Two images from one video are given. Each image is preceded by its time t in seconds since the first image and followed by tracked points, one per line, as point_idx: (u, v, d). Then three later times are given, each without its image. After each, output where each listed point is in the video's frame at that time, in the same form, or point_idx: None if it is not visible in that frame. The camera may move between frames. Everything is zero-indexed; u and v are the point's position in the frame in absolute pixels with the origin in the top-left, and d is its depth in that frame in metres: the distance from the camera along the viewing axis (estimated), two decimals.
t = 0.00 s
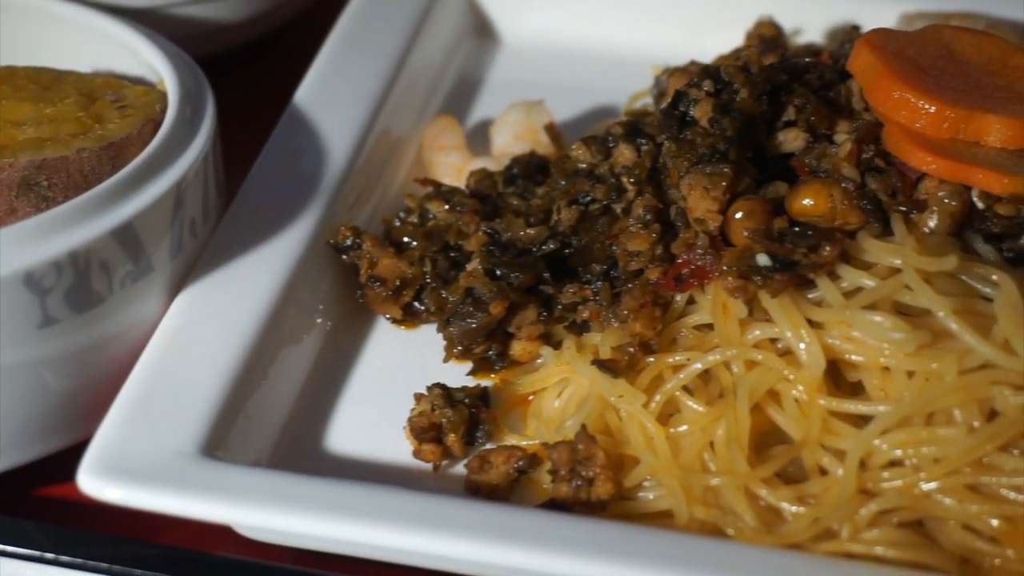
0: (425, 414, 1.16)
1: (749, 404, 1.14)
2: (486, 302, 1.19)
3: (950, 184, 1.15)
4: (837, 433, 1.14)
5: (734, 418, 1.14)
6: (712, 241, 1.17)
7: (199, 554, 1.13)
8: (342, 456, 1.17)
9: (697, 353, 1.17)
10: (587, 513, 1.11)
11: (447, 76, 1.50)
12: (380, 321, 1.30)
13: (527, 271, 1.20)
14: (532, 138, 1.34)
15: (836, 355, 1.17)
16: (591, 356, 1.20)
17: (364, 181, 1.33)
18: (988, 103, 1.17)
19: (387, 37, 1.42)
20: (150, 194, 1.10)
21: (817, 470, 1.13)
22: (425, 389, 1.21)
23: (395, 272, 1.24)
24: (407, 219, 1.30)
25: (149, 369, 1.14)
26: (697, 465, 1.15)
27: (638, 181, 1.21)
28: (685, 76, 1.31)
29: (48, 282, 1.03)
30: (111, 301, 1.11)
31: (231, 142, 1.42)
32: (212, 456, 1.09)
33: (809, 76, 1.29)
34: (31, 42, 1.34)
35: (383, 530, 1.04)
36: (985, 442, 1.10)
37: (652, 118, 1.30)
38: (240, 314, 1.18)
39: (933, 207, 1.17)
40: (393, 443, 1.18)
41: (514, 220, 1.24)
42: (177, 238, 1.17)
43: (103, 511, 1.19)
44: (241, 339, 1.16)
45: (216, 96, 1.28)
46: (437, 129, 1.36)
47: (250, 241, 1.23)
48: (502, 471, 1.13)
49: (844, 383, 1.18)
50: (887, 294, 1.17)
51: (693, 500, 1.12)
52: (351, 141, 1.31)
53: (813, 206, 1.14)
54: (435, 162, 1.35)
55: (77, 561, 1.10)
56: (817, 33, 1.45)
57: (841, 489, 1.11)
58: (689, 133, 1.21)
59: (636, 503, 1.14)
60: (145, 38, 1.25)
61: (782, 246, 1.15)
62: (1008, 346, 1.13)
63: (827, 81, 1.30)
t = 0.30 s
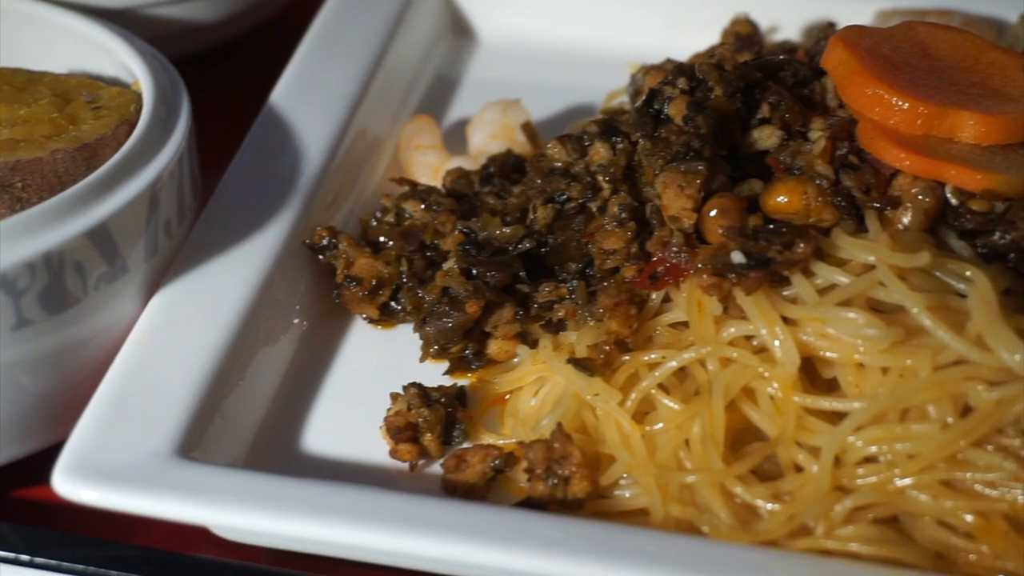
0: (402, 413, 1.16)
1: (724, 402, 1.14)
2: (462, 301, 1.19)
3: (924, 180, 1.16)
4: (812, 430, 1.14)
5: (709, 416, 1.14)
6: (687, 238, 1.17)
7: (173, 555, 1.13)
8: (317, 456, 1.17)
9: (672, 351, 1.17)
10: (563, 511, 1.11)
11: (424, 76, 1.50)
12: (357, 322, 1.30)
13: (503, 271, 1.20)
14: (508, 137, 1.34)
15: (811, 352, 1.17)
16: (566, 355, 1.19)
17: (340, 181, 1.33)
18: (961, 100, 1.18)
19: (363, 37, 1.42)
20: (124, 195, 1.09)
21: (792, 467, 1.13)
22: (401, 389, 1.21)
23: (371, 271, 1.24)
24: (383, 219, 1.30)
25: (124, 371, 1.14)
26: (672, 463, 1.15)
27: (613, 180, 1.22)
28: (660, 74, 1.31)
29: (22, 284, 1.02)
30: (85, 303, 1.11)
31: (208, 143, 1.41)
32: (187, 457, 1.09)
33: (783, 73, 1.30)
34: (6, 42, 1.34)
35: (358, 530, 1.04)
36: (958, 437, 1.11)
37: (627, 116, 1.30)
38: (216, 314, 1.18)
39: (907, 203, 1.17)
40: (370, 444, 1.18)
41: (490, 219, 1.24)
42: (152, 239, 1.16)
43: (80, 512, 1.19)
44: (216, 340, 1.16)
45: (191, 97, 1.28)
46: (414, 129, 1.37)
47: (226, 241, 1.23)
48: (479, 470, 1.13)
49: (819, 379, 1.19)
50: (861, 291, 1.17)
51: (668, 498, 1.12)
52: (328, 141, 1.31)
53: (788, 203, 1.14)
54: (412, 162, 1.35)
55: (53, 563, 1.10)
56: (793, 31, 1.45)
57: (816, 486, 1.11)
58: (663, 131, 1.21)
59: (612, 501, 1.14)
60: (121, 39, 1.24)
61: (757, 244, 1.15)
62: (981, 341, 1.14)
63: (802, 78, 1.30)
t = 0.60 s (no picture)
0: (380, 412, 1.15)
1: (702, 397, 1.14)
2: (441, 299, 1.19)
3: (901, 175, 1.16)
4: (789, 425, 1.14)
5: (687, 412, 1.14)
6: (665, 235, 1.17)
7: (152, 554, 1.13)
8: (297, 454, 1.17)
9: (651, 348, 1.18)
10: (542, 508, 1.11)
11: (404, 75, 1.50)
12: (337, 320, 1.30)
13: (482, 269, 1.20)
14: (488, 135, 1.34)
15: (790, 347, 1.17)
16: (545, 352, 1.19)
17: (320, 180, 1.33)
18: (939, 96, 1.18)
19: (343, 36, 1.42)
20: (101, 194, 1.09)
21: (770, 462, 1.13)
22: (380, 387, 1.21)
23: (350, 270, 1.23)
24: (363, 217, 1.29)
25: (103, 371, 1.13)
26: (651, 459, 1.15)
27: (592, 177, 1.22)
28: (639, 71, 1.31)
29: None
30: (63, 303, 1.11)
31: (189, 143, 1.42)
32: (165, 457, 1.08)
33: (761, 70, 1.30)
34: None
35: (335, 527, 1.04)
36: (935, 432, 1.11)
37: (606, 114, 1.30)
38: (194, 313, 1.17)
39: (885, 198, 1.17)
40: (350, 442, 1.18)
41: (469, 217, 1.24)
42: (130, 239, 1.16)
43: (59, 513, 1.19)
44: (195, 339, 1.16)
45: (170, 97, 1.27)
46: (394, 127, 1.36)
47: (205, 240, 1.23)
48: (458, 467, 1.14)
49: (797, 374, 1.19)
50: (838, 286, 1.17)
51: (647, 494, 1.12)
52: (307, 141, 1.31)
53: (766, 199, 1.15)
54: (392, 160, 1.35)
55: (32, 563, 1.10)
56: (773, 28, 1.46)
57: (794, 481, 1.11)
58: (641, 128, 1.21)
59: (591, 498, 1.14)
60: (100, 39, 1.24)
61: (735, 240, 1.15)
62: (958, 336, 1.14)
63: (780, 75, 1.30)
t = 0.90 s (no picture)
0: (356, 409, 1.16)
1: (676, 392, 1.15)
2: (416, 296, 1.19)
3: (875, 168, 1.16)
4: (763, 419, 1.14)
5: (661, 407, 1.15)
6: (639, 230, 1.17)
7: (128, 552, 1.13)
8: (272, 452, 1.17)
9: (625, 343, 1.18)
10: (517, 504, 1.11)
11: (382, 73, 1.50)
12: (313, 319, 1.30)
13: (457, 265, 1.20)
14: (464, 133, 1.34)
15: (763, 341, 1.17)
16: (520, 347, 1.19)
17: (296, 179, 1.33)
18: (912, 89, 1.18)
19: (320, 35, 1.42)
20: (76, 193, 1.09)
21: (744, 456, 1.13)
22: (355, 384, 1.21)
23: (325, 267, 1.23)
24: (339, 215, 1.30)
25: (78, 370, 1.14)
26: (625, 454, 1.16)
27: (567, 173, 1.22)
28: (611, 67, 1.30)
29: None
30: (37, 302, 1.11)
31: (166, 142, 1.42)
32: (140, 455, 1.08)
33: (736, 65, 1.30)
34: None
35: (309, 524, 1.04)
36: (909, 424, 1.11)
37: (580, 110, 1.30)
38: (169, 311, 1.18)
39: (858, 191, 1.17)
40: (324, 440, 1.18)
41: (445, 214, 1.25)
42: (104, 238, 1.16)
43: (36, 513, 1.20)
44: (170, 337, 1.16)
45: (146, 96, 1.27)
46: (370, 126, 1.36)
47: (180, 239, 1.23)
48: (433, 464, 1.13)
49: (772, 369, 1.19)
50: (812, 280, 1.17)
51: (621, 489, 1.13)
52: (283, 139, 1.31)
53: (739, 193, 1.15)
54: (369, 158, 1.35)
55: (6, 563, 1.10)
56: (750, 24, 1.46)
57: (767, 475, 1.11)
58: (615, 123, 1.21)
59: (566, 493, 1.15)
60: (74, 38, 1.24)
61: (708, 234, 1.14)
62: (931, 329, 1.14)
63: (755, 69, 1.30)
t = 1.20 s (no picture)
0: (333, 407, 1.15)
1: (653, 387, 1.15)
2: (394, 293, 1.18)
3: (851, 163, 1.16)
4: (741, 414, 1.14)
5: (638, 402, 1.14)
6: (616, 225, 1.18)
7: (106, 551, 1.13)
8: (250, 451, 1.17)
9: (602, 338, 1.18)
10: (495, 500, 1.11)
11: (360, 71, 1.50)
12: (291, 316, 1.29)
13: (435, 262, 1.20)
14: (442, 130, 1.33)
15: (740, 336, 1.17)
16: (497, 344, 1.20)
17: (274, 177, 1.33)
18: (887, 84, 1.18)
19: (297, 33, 1.42)
20: (52, 191, 1.09)
21: (721, 451, 1.14)
22: (333, 380, 1.21)
23: (304, 265, 1.24)
24: (316, 212, 1.29)
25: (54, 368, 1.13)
26: (603, 450, 1.15)
27: (544, 169, 1.22)
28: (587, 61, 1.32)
29: None
30: (11, 300, 1.11)
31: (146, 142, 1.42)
32: (117, 454, 1.08)
33: (712, 61, 1.30)
34: None
35: (286, 522, 1.03)
36: (885, 418, 1.11)
37: (556, 106, 1.30)
38: (146, 310, 1.17)
39: (835, 185, 1.17)
40: (302, 438, 1.17)
41: (422, 211, 1.25)
42: (79, 237, 1.16)
43: (17, 513, 1.20)
44: (147, 336, 1.15)
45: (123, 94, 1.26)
46: (349, 124, 1.36)
47: (157, 238, 1.23)
48: (411, 461, 1.13)
49: (749, 363, 1.19)
50: (789, 274, 1.17)
51: (599, 485, 1.13)
52: (260, 137, 1.31)
53: (716, 188, 1.15)
54: (347, 156, 1.35)
55: None
56: (728, 21, 1.46)
57: (744, 469, 1.11)
58: (591, 119, 1.21)
59: (545, 489, 1.15)
60: (50, 37, 1.23)
61: (685, 229, 1.15)
62: (908, 322, 1.14)
63: (732, 65, 1.30)
